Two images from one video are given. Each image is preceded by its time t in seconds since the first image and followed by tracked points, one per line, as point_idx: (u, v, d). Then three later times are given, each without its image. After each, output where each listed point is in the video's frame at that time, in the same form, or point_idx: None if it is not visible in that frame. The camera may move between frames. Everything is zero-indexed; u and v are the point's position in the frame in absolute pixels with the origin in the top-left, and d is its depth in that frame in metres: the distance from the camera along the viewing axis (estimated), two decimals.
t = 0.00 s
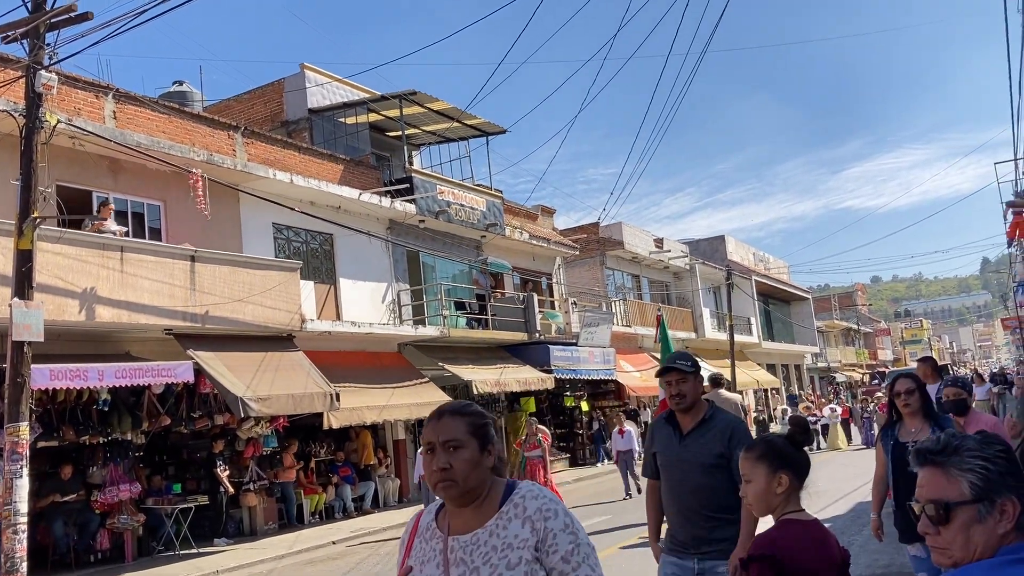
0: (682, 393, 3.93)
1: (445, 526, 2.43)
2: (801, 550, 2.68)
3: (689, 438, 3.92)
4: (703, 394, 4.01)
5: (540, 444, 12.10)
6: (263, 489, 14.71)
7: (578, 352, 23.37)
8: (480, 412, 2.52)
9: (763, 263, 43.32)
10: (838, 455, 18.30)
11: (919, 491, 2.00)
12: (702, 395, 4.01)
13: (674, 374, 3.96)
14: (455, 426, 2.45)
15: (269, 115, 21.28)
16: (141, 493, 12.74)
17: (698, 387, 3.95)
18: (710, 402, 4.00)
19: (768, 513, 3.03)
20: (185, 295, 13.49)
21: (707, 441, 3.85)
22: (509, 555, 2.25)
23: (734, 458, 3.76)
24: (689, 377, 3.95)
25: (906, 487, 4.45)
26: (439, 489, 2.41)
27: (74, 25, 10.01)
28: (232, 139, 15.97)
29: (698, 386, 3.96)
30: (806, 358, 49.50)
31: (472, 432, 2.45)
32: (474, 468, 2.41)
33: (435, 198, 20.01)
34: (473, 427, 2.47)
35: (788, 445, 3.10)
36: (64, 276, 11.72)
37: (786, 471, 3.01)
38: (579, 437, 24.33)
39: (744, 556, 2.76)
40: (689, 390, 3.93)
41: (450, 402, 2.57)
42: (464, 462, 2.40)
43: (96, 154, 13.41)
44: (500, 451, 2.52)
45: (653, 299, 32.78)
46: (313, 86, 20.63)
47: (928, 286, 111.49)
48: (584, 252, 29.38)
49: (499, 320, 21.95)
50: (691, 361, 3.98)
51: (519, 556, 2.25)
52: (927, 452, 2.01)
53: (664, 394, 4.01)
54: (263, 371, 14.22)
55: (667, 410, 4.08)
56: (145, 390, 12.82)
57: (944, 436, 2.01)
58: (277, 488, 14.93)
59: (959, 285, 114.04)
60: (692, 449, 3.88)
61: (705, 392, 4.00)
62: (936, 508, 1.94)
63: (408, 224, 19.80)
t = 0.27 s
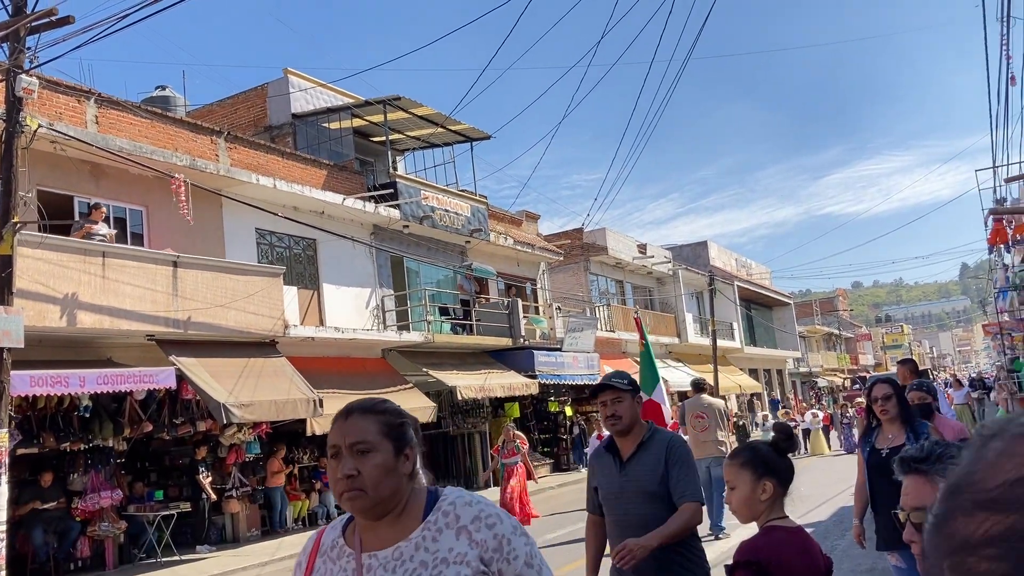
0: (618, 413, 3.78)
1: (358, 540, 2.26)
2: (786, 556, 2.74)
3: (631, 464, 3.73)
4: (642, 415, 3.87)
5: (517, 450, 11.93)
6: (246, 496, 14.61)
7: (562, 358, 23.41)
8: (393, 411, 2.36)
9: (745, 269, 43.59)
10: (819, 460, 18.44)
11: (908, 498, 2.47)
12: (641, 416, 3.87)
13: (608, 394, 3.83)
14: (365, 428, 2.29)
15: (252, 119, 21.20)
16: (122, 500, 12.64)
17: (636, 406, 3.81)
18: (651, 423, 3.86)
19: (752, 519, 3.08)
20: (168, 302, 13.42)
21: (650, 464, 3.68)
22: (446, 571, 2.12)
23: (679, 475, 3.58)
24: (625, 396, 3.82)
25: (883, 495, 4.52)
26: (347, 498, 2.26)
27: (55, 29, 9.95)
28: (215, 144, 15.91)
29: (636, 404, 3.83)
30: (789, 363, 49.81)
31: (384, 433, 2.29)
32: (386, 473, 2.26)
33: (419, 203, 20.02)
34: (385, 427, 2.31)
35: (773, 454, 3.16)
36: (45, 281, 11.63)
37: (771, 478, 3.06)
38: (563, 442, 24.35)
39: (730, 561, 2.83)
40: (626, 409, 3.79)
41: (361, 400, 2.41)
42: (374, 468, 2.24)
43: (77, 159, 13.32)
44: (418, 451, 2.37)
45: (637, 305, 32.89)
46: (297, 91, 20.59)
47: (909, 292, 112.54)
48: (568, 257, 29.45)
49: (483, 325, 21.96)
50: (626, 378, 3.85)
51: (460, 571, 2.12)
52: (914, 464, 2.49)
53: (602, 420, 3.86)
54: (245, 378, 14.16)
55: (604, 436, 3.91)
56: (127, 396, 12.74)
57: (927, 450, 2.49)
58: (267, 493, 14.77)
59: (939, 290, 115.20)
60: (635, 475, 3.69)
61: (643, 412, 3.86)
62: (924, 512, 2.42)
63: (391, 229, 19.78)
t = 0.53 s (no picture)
0: (555, 414, 3.71)
1: None
2: (770, 568, 2.75)
3: (568, 466, 3.65)
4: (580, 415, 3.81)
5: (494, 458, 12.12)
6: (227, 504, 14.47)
7: (545, 363, 23.43)
8: (325, 451, 2.15)
9: (727, 274, 43.84)
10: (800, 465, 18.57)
11: (892, 516, 2.41)
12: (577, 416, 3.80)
13: (544, 391, 3.76)
14: (289, 473, 2.09)
15: (233, 124, 21.08)
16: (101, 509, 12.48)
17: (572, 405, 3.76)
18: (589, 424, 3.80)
19: (735, 532, 3.09)
20: (148, 308, 13.29)
21: (590, 465, 3.60)
22: None
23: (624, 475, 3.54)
24: (562, 394, 3.75)
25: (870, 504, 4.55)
26: (264, 557, 2.06)
27: (33, 34, 9.86)
28: (196, 149, 15.81)
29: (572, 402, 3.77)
30: (770, 367, 50.13)
31: (310, 480, 2.08)
32: (311, 528, 2.05)
33: (402, 209, 19.98)
34: (309, 473, 2.09)
35: (755, 467, 3.18)
36: (23, 288, 11.49)
37: (753, 491, 3.08)
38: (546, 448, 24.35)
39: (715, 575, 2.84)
40: (563, 407, 3.73)
41: (289, 435, 2.20)
42: (295, 524, 2.04)
43: (55, 164, 13.17)
44: (354, 500, 2.16)
45: (619, 309, 32.99)
46: (278, 97, 20.49)
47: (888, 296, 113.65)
48: (551, 263, 29.50)
49: (466, 331, 21.94)
50: (563, 375, 3.80)
51: None
52: (898, 481, 2.43)
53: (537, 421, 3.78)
54: (226, 385, 14.05)
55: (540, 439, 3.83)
56: (106, 403, 12.61)
57: (911, 467, 2.44)
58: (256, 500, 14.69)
59: (918, 295, 116.45)
60: (571, 478, 3.60)
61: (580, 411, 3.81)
62: (908, 531, 2.36)
63: (374, 235, 19.72)
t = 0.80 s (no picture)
0: (497, 450, 3.24)
1: None
2: None
3: (504, 511, 3.17)
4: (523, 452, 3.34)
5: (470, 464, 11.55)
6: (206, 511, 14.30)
7: (528, 368, 23.36)
8: (173, 476, 1.82)
9: (709, 277, 44.00)
10: (783, 469, 18.62)
11: (872, 533, 2.35)
12: (521, 453, 3.33)
13: (485, 421, 3.29)
14: (130, 513, 1.77)
15: (213, 127, 20.87)
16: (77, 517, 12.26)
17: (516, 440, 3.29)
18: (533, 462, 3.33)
19: (714, 548, 3.03)
20: (126, 314, 13.10)
21: (530, 514, 3.10)
22: None
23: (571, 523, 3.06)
24: (506, 426, 3.28)
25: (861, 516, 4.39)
26: None
27: (10, 36, 9.68)
28: (175, 153, 15.62)
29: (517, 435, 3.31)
30: (752, 371, 50.35)
31: (159, 516, 1.77)
32: None
33: (384, 212, 19.85)
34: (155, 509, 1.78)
35: (734, 480, 3.12)
36: None
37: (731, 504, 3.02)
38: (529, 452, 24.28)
39: None
40: (506, 442, 3.26)
41: (130, 458, 1.86)
42: None
43: (32, 167, 12.94)
44: (220, 530, 1.86)
45: (603, 313, 33.00)
46: (259, 99, 20.32)
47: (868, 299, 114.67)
48: (534, 266, 29.46)
49: (449, 335, 21.83)
50: (508, 405, 3.33)
51: None
52: (878, 498, 2.37)
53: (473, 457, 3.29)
54: (206, 391, 13.86)
55: (477, 478, 3.34)
56: (84, 410, 12.40)
57: (891, 484, 2.39)
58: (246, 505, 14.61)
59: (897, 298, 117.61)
60: (509, 529, 3.10)
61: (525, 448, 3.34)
62: (888, 549, 2.30)
63: (355, 239, 19.58)
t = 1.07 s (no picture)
0: (411, 455, 2.78)
1: None
2: None
3: (421, 524, 2.72)
4: (448, 456, 2.85)
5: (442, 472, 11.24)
6: (187, 515, 14.17)
7: (511, 370, 23.34)
8: None
9: (692, 279, 44.16)
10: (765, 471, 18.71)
11: (852, 547, 2.35)
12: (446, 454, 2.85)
13: (401, 420, 2.81)
14: None
15: (195, 128, 20.69)
16: (55, 522, 12.09)
17: (438, 443, 2.81)
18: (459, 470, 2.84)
19: (692, 559, 3.05)
20: (105, 316, 12.94)
21: (446, 528, 2.64)
22: None
23: (489, 537, 2.58)
24: (426, 426, 2.80)
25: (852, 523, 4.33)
26: None
27: None
28: (155, 153, 15.46)
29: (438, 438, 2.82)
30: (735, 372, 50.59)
31: None
32: None
33: (366, 214, 19.76)
34: None
35: (711, 491, 3.13)
36: None
37: (713, 515, 3.03)
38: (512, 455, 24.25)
39: None
40: (425, 445, 2.79)
41: None
42: None
43: (9, 168, 12.76)
44: None
45: (586, 315, 33.04)
46: (241, 100, 20.17)
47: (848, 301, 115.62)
48: (517, 268, 29.45)
49: (432, 338, 21.76)
50: (427, 402, 2.83)
51: None
52: (857, 512, 2.37)
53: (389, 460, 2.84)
54: (186, 394, 13.72)
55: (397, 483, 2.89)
56: (61, 413, 12.23)
57: (870, 498, 2.39)
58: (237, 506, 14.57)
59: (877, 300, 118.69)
60: (426, 543, 2.66)
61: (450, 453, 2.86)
62: (868, 564, 2.30)
63: (337, 240, 19.48)
